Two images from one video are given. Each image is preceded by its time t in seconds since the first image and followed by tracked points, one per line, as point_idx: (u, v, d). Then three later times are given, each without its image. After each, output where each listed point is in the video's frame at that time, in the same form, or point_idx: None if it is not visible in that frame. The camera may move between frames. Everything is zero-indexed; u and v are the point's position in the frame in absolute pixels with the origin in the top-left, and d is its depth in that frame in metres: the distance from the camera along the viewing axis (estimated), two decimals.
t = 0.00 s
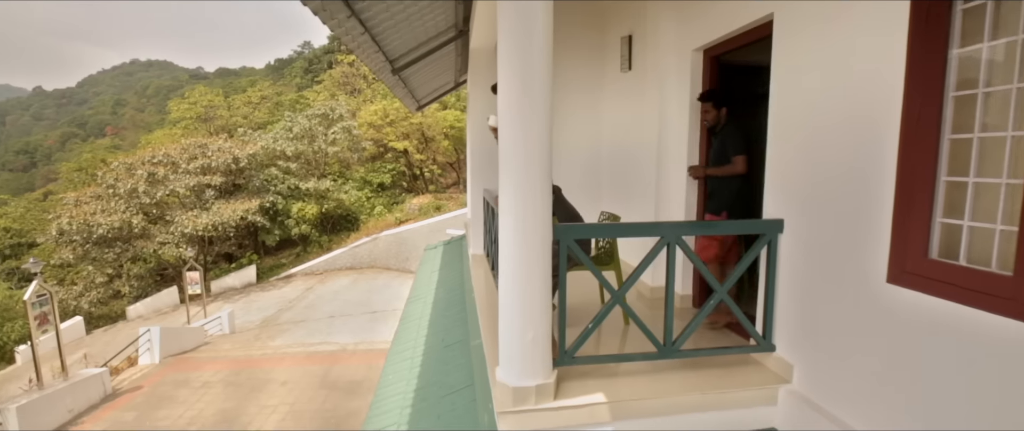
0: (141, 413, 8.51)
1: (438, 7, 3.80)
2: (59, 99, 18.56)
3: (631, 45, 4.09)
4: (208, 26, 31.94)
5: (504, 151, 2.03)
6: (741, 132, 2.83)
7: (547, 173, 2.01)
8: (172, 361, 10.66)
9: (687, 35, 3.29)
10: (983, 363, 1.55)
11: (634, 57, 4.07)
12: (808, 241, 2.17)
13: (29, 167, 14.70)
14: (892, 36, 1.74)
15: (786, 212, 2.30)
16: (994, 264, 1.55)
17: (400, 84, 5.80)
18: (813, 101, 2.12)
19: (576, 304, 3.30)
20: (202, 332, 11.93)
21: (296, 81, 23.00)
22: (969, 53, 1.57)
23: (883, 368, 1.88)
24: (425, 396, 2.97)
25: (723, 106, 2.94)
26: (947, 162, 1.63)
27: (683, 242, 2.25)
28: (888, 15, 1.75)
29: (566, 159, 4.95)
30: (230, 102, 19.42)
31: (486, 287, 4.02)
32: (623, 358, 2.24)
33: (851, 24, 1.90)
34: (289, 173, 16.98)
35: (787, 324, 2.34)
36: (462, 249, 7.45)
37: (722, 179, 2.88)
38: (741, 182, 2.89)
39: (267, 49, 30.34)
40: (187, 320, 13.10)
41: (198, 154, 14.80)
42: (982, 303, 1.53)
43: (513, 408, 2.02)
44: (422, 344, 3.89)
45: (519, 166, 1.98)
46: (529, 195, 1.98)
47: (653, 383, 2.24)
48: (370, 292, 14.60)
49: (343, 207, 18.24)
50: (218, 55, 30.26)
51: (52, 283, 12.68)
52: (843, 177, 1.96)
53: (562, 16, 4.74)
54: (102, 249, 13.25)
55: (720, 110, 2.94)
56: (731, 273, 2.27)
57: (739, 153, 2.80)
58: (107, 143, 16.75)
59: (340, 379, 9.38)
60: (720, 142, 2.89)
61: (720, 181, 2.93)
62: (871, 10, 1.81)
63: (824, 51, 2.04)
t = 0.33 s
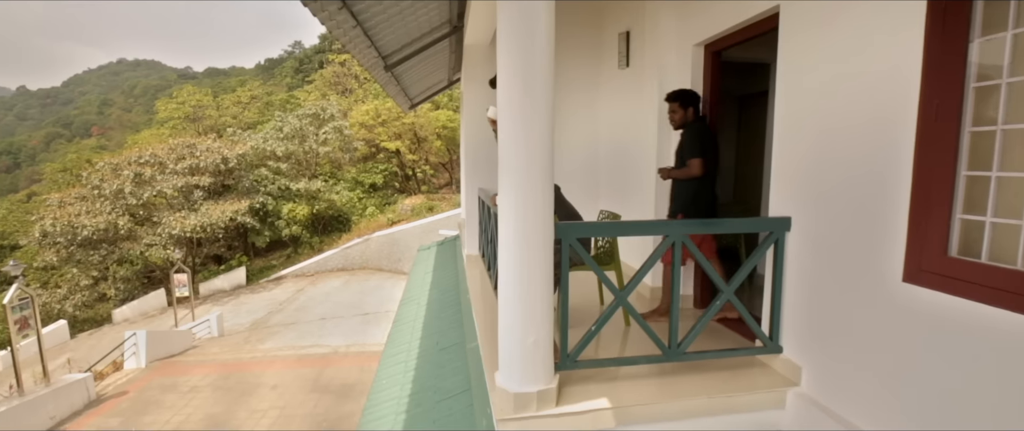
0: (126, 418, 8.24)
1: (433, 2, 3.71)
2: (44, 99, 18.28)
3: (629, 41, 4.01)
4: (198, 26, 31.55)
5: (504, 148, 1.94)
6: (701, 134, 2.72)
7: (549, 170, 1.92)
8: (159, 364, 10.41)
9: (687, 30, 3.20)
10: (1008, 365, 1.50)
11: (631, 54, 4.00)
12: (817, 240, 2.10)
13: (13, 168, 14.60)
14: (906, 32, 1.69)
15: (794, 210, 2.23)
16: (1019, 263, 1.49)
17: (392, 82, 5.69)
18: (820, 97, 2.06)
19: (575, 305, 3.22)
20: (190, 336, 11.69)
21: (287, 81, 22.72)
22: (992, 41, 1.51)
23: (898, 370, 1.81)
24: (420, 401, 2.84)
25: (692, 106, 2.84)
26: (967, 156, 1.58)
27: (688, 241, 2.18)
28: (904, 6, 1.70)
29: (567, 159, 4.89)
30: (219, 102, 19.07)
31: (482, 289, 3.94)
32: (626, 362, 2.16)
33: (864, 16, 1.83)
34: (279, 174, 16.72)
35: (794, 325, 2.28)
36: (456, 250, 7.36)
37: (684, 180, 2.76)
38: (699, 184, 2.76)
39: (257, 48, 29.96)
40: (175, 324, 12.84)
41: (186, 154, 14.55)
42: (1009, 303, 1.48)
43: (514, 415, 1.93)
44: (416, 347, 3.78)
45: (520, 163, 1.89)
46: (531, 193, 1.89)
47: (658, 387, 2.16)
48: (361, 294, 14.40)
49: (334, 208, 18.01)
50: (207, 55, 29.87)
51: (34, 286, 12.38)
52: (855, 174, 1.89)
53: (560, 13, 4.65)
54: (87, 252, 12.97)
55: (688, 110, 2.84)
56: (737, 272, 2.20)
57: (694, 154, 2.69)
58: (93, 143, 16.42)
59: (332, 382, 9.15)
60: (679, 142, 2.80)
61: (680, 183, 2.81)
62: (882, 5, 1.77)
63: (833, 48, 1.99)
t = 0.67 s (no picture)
0: (108, 425, 8.01)
1: None
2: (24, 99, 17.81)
3: (625, 37, 3.94)
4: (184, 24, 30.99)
5: (502, 144, 1.85)
6: (663, 131, 2.66)
7: (552, 168, 1.84)
8: (144, 370, 10.17)
9: (686, 24, 3.13)
10: None
11: (628, 50, 3.92)
12: (825, 238, 2.05)
13: None
14: (917, 25, 1.64)
15: (800, 207, 2.17)
16: None
17: (383, 79, 5.58)
18: (826, 94, 2.01)
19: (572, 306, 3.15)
20: (175, 339, 11.43)
21: (275, 81, 22.41)
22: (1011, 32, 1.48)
23: (913, 371, 1.75)
24: (413, 406, 2.74)
25: (659, 100, 2.74)
26: (985, 149, 1.55)
27: (693, 239, 2.11)
28: None
29: (566, 156, 4.84)
30: (206, 102, 18.73)
31: (476, 290, 3.84)
32: (629, 365, 2.08)
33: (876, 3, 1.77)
34: (267, 174, 16.43)
35: (800, 325, 2.21)
36: (448, 251, 7.25)
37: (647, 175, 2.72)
38: (664, 179, 2.71)
39: (245, 48, 29.55)
40: (160, 327, 12.56)
41: (171, 154, 14.25)
42: None
43: (515, 422, 1.84)
44: (408, 350, 3.67)
45: (521, 159, 1.80)
46: (533, 191, 1.81)
47: (662, 391, 2.09)
48: (352, 296, 14.22)
49: (323, 209, 17.77)
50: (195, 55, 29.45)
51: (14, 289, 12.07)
52: (865, 170, 1.84)
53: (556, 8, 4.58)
54: (68, 254, 12.62)
55: (656, 104, 2.74)
56: (743, 271, 2.13)
57: (653, 150, 2.64)
58: (75, 143, 16.03)
59: (322, 386, 9.00)
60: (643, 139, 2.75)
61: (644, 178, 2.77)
62: None
63: (839, 46, 1.94)
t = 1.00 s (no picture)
0: None
1: None
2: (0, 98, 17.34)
3: (621, 34, 3.87)
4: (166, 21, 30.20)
5: (501, 142, 1.77)
6: (643, 131, 2.64)
7: (553, 168, 1.76)
8: (126, 376, 9.90)
9: (685, 19, 3.06)
10: None
11: (624, 48, 3.85)
12: (832, 239, 2.00)
13: None
14: (926, 21, 1.61)
15: (807, 204, 2.11)
16: None
17: (373, 76, 5.46)
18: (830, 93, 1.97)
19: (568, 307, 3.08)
20: (159, 344, 11.16)
21: (261, 81, 22.08)
22: None
23: (927, 371, 1.71)
24: (407, 413, 2.63)
25: (633, 103, 2.73)
26: (1005, 142, 1.50)
27: (698, 237, 2.04)
28: None
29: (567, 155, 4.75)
30: (190, 101, 18.40)
31: (470, 291, 3.75)
32: (633, 368, 2.00)
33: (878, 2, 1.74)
34: (254, 175, 16.23)
35: (806, 327, 2.16)
36: (440, 251, 7.14)
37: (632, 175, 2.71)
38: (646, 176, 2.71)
39: (232, 48, 29.14)
40: (143, 332, 12.25)
41: (154, 155, 13.97)
42: None
43: None
44: (401, 354, 3.56)
45: (520, 159, 1.72)
46: (533, 191, 1.72)
47: (667, 395, 2.03)
48: (341, 298, 14.01)
49: (312, 210, 17.50)
50: (177, 54, 28.69)
51: None
52: (877, 165, 1.79)
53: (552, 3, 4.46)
54: (47, 257, 10.18)
55: (630, 107, 2.73)
56: (748, 271, 2.07)
57: (636, 149, 2.62)
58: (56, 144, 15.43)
59: (311, 390, 8.84)
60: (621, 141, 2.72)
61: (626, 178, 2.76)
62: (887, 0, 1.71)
63: (843, 45, 1.90)
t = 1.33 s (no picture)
0: None
1: None
2: None
3: (617, 30, 3.80)
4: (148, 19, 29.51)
5: (502, 138, 1.68)
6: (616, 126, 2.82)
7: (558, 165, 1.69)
8: (106, 382, 9.60)
9: (683, 14, 3.00)
10: None
11: (619, 44, 3.80)
12: (840, 238, 1.95)
13: None
14: (936, 14, 1.59)
15: (813, 202, 2.07)
16: None
17: (363, 73, 5.34)
18: (836, 89, 1.93)
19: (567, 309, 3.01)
20: (142, 349, 10.85)
21: (247, 80, 21.70)
22: None
23: (943, 372, 1.67)
24: (400, 419, 2.53)
25: (607, 101, 2.94)
26: None
27: (704, 236, 1.98)
28: None
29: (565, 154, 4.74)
30: (175, 101, 17.99)
31: (464, 293, 3.67)
32: (639, 371, 1.93)
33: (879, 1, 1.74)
34: (240, 176, 15.82)
35: (812, 329, 2.11)
36: (431, 252, 7.02)
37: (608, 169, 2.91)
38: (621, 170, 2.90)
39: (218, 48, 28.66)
40: (125, 337, 11.92)
41: (137, 155, 13.50)
42: None
43: None
44: (394, 358, 3.46)
45: (523, 156, 1.63)
46: (538, 189, 1.64)
47: (672, 400, 1.96)
48: (330, 300, 13.81)
49: (299, 211, 17.22)
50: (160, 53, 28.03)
51: None
52: (890, 161, 1.74)
53: None
54: (25, 261, 11.37)
55: (604, 104, 2.94)
56: (754, 271, 2.03)
57: (610, 145, 2.77)
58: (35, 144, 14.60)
59: (299, 394, 8.65)
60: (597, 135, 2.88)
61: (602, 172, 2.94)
62: None
63: (847, 42, 1.87)
